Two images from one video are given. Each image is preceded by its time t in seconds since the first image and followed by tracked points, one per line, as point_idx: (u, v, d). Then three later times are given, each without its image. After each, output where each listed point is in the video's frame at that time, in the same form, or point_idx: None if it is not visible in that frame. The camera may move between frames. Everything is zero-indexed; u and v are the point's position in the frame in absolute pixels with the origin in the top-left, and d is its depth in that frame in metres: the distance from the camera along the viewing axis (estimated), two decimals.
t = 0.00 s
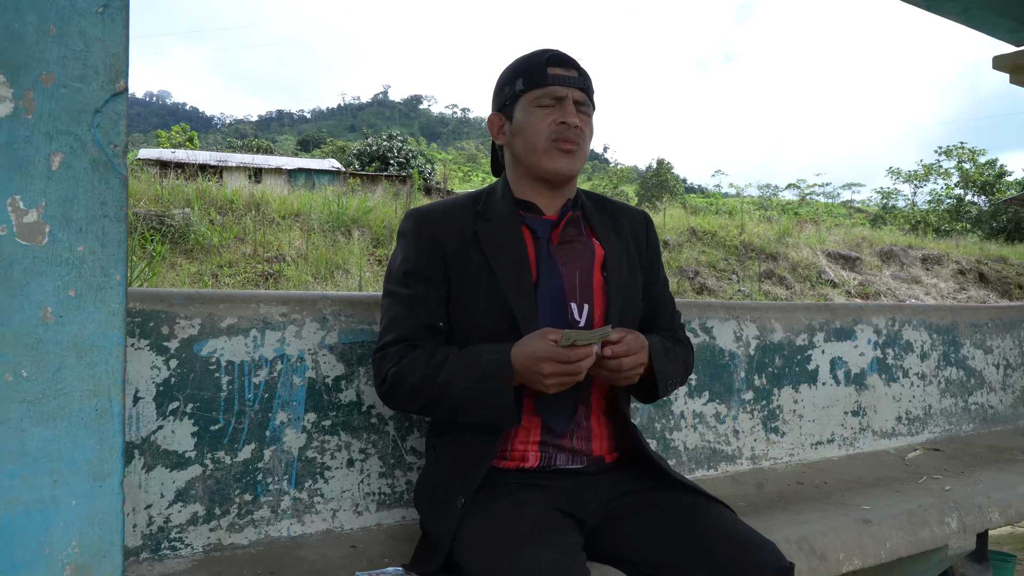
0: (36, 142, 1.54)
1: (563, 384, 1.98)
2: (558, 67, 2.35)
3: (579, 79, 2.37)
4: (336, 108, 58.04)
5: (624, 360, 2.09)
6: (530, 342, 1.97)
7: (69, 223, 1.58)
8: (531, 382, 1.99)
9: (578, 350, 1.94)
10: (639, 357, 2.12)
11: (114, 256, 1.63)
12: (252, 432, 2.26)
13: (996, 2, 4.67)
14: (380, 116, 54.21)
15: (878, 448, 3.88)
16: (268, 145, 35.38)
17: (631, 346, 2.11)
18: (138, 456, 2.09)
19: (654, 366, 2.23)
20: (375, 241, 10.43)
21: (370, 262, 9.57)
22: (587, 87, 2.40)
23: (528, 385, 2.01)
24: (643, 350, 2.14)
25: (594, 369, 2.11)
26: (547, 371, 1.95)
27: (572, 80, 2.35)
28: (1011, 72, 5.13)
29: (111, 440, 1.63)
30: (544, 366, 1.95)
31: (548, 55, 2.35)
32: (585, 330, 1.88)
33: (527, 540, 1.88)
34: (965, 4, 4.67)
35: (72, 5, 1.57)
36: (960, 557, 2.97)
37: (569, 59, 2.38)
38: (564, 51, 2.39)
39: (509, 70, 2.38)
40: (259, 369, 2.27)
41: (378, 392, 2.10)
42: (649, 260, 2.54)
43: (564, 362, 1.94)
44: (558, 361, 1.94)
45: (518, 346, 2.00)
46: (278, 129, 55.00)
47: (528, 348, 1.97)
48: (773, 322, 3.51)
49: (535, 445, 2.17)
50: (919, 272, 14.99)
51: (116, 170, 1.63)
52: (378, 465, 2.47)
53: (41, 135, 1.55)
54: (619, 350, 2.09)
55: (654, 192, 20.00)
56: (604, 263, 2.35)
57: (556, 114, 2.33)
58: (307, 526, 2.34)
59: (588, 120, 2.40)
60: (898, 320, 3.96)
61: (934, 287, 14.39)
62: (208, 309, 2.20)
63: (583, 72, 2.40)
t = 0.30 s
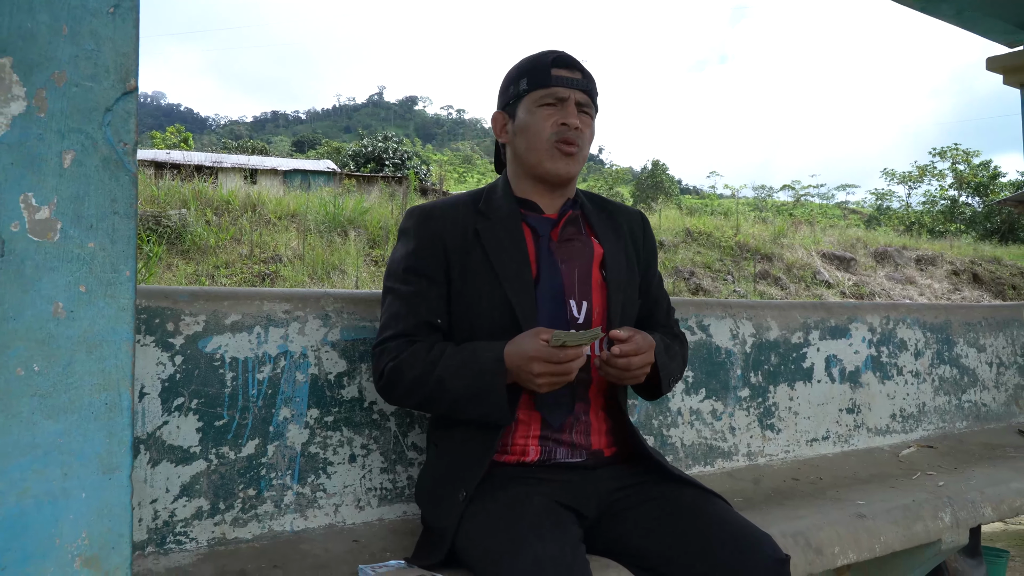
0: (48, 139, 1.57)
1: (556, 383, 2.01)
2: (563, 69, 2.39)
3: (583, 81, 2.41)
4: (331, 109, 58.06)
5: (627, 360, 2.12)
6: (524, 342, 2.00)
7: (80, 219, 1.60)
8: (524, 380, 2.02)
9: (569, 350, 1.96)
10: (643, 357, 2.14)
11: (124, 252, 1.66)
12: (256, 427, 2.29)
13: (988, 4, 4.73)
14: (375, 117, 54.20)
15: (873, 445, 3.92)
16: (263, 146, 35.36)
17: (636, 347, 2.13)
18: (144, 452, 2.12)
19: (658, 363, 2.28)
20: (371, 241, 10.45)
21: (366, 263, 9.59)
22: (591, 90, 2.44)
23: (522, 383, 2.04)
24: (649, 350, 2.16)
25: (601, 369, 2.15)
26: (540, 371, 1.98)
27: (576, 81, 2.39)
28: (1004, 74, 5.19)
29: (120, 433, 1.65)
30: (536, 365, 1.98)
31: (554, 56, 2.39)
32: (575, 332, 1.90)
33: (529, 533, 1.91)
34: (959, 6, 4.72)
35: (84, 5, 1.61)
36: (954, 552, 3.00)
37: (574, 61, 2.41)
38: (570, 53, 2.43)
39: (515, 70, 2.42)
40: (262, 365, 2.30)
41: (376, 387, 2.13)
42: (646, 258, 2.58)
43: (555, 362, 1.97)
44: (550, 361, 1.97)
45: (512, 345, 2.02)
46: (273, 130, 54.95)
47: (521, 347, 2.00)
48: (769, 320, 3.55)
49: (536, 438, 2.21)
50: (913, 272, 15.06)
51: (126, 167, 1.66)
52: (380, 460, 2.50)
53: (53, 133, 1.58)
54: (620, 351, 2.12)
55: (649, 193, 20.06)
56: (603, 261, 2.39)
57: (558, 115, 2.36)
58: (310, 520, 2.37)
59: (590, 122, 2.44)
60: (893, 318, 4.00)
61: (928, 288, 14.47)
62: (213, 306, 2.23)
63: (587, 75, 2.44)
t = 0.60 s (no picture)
0: (59, 142, 1.60)
1: (561, 388, 2.05)
2: (552, 71, 2.42)
3: (572, 83, 2.43)
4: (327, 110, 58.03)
5: (625, 364, 2.16)
6: (530, 347, 2.04)
7: (90, 221, 1.64)
8: (531, 385, 2.06)
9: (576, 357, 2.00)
10: (640, 362, 2.19)
11: (133, 253, 1.69)
12: (260, 425, 2.32)
13: (981, 8, 4.78)
14: (371, 118, 54.19)
15: (867, 444, 3.97)
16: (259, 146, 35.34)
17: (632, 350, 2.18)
18: (150, 449, 2.15)
19: (653, 366, 2.32)
20: (368, 242, 10.48)
21: (363, 263, 9.62)
22: (581, 90, 2.45)
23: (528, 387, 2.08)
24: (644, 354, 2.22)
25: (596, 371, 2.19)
26: (546, 377, 2.02)
27: (564, 83, 2.41)
28: (996, 76, 5.24)
29: (129, 430, 1.69)
30: (543, 371, 2.02)
31: (542, 60, 2.42)
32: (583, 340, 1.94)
33: (530, 530, 1.94)
34: (952, 9, 4.77)
35: (93, 11, 1.64)
36: (947, 548, 3.05)
37: (563, 63, 2.43)
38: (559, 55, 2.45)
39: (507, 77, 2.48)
40: (265, 364, 2.33)
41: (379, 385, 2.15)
42: (643, 262, 2.63)
43: (562, 368, 2.01)
44: (557, 366, 2.01)
45: (519, 350, 2.06)
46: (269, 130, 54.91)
47: (528, 353, 2.04)
48: (764, 320, 3.59)
49: (536, 436, 2.24)
50: (907, 273, 15.13)
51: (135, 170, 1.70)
52: (382, 458, 2.54)
53: (63, 136, 1.61)
54: (618, 354, 2.16)
55: (644, 194, 20.11)
56: (604, 265, 2.42)
57: (546, 118, 2.40)
58: (312, 517, 2.40)
59: (583, 122, 2.45)
60: (887, 318, 4.04)
61: (923, 289, 14.56)
62: (217, 306, 2.26)
63: (578, 76, 2.45)
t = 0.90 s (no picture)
0: (68, 131, 1.62)
1: (555, 376, 2.06)
2: (532, 64, 2.47)
3: (548, 71, 2.44)
4: (323, 110, 57.97)
5: (631, 362, 2.18)
6: (526, 335, 2.05)
7: (99, 209, 1.65)
8: (524, 372, 2.07)
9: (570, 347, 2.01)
10: (647, 364, 2.21)
11: (140, 241, 1.70)
12: (263, 415, 2.33)
13: (978, 6, 4.81)
14: (368, 118, 54.17)
15: (865, 438, 3.99)
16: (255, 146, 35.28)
17: (640, 351, 2.19)
18: (154, 438, 2.17)
19: (664, 368, 2.31)
20: (366, 241, 10.49)
21: (361, 262, 9.63)
22: (558, 76, 2.44)
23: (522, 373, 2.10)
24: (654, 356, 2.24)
25: (602, 367, 2.21)
26: (539, 365, 2.04)
27: (539, 72, 2.44)
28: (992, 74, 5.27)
29: (136, 416, 1.71)
30: (536, 359, 2.03)
31: (529, 55, 2.49)
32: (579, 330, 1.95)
33: (530, 513, 1.97)
34: (948, 7, 4.80)
35: (101, 1, 1.65)
36: (944, 539, 3.07)
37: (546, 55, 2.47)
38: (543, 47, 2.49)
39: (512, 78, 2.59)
40: (269, 355, 2.35)
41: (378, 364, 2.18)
42: (655, 259, 2.62)
43: (555, 357, 2.03)
44: (551, 355, 2.02)
45: (516, 337, 2.07)
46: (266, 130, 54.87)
47: (523, 340, 2.05)
48: (763, 314, 3.61)
49: (535, 425, 2.26)
50: (903, 272, 15.17)
51: (142, 158, 1.71)
52: (384, 448, 2.55)
53: (72, 125, 1.62)
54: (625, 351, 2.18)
55: (641, 193, 20.13)
56: (607, 258, 2.44)
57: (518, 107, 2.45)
58: (315, 506, 2.42)
59: (560, 108, 2.43)
60: (885, 313, 4.07)
61: (919, 288, 14.61)
62: (221, 297, 2.27)
63: (559, 65, 2.45)
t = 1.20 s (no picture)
0: (60, 122, 1.61)
1: (476, 362, 2.04)
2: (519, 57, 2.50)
3: (527, 61, 2.45)
4: (321, 109, 57.91)
5: (601, 350, 2.08)
6: (458, 315, 2.05)
7: (91, 200, 1.64)
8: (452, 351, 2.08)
9: (486, 335, 1.97)
10: (619, 357, 2.09)
11: (133, 233, 1.69)
12: (258, 411, 2.32)
13: (976, 3, 4.81)
14: (366, 118, 54.12)
15: (862, 435, 3.98)
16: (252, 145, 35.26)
17: (616, 344, 2.07)
18: (148, 434, 2.15)
19: (661, 377, 2.23)
20: (363, 240, 10.47)
21: (358, 261, 9.61)
22: (534, 66, 2.43)
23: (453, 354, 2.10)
24: (632, 351, 2.11)
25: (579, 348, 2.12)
26: (459, 347, 2.02)
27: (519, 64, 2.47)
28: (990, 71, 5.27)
29: (129, 411, 1.69)
30: (455, 340, 2.02)
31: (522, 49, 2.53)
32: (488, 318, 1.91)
33: (521, 508, 1.97)
34: (946, 4, 4.80)
35: None
36: (942, 535, 3.06)
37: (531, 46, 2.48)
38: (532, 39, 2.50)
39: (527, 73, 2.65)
40: (263, 350, 2.34)
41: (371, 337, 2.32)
42: (670, 260, 2.50)
43: (470, 342, 2.00)
44: (465, 339, 2.00)
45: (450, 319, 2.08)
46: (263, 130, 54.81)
47: (452, 322, 2.05)
48: (760, 311, 3.60)
49: (512, 416, 2.27)
50: (901, 272, 15.17)
51: (135, 150, 1.70)
52: (379, 445, 2.54)
53: (64, 116, 1.61)
54: (598, 338, 2.07)
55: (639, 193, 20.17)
56: (591, 252, 2.41)
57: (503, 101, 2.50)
58: (310, 503, 2.41)
59: (535, 97, 2.42)
60: (882, 309, 4.06)
61: (918, 286, 14.62)
62: (215, 291, 2.26)
63: (540, 53, 2.45)
